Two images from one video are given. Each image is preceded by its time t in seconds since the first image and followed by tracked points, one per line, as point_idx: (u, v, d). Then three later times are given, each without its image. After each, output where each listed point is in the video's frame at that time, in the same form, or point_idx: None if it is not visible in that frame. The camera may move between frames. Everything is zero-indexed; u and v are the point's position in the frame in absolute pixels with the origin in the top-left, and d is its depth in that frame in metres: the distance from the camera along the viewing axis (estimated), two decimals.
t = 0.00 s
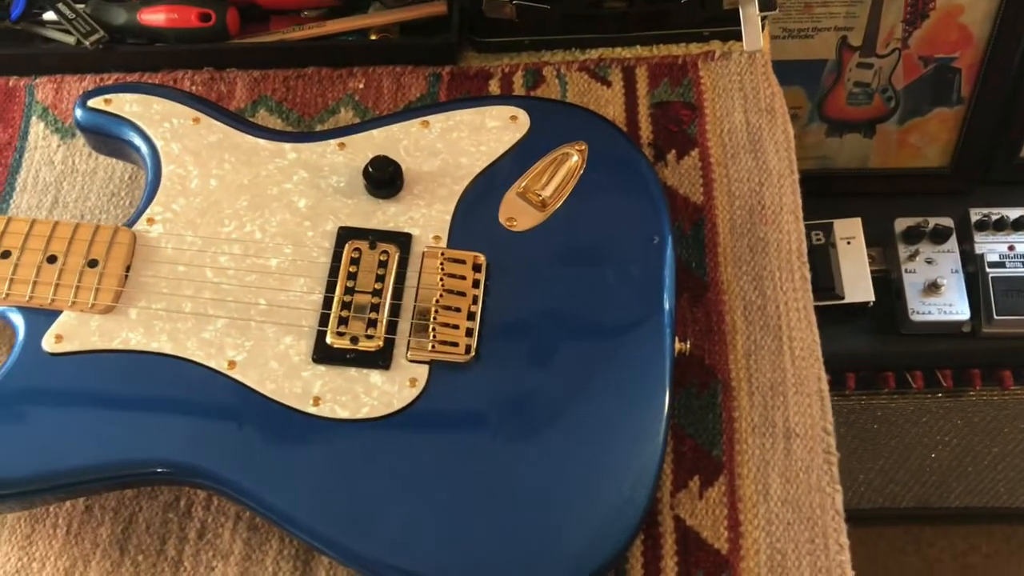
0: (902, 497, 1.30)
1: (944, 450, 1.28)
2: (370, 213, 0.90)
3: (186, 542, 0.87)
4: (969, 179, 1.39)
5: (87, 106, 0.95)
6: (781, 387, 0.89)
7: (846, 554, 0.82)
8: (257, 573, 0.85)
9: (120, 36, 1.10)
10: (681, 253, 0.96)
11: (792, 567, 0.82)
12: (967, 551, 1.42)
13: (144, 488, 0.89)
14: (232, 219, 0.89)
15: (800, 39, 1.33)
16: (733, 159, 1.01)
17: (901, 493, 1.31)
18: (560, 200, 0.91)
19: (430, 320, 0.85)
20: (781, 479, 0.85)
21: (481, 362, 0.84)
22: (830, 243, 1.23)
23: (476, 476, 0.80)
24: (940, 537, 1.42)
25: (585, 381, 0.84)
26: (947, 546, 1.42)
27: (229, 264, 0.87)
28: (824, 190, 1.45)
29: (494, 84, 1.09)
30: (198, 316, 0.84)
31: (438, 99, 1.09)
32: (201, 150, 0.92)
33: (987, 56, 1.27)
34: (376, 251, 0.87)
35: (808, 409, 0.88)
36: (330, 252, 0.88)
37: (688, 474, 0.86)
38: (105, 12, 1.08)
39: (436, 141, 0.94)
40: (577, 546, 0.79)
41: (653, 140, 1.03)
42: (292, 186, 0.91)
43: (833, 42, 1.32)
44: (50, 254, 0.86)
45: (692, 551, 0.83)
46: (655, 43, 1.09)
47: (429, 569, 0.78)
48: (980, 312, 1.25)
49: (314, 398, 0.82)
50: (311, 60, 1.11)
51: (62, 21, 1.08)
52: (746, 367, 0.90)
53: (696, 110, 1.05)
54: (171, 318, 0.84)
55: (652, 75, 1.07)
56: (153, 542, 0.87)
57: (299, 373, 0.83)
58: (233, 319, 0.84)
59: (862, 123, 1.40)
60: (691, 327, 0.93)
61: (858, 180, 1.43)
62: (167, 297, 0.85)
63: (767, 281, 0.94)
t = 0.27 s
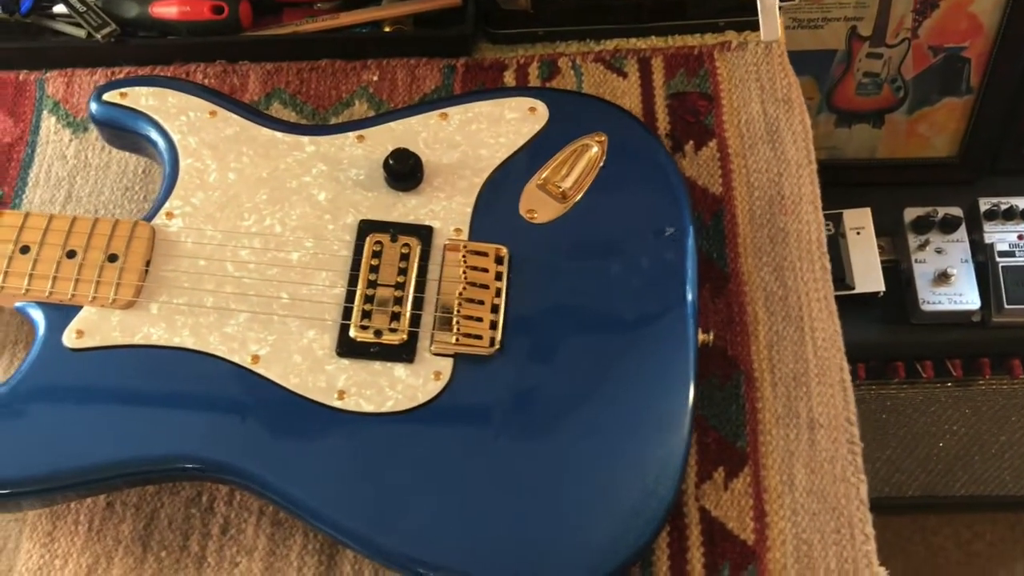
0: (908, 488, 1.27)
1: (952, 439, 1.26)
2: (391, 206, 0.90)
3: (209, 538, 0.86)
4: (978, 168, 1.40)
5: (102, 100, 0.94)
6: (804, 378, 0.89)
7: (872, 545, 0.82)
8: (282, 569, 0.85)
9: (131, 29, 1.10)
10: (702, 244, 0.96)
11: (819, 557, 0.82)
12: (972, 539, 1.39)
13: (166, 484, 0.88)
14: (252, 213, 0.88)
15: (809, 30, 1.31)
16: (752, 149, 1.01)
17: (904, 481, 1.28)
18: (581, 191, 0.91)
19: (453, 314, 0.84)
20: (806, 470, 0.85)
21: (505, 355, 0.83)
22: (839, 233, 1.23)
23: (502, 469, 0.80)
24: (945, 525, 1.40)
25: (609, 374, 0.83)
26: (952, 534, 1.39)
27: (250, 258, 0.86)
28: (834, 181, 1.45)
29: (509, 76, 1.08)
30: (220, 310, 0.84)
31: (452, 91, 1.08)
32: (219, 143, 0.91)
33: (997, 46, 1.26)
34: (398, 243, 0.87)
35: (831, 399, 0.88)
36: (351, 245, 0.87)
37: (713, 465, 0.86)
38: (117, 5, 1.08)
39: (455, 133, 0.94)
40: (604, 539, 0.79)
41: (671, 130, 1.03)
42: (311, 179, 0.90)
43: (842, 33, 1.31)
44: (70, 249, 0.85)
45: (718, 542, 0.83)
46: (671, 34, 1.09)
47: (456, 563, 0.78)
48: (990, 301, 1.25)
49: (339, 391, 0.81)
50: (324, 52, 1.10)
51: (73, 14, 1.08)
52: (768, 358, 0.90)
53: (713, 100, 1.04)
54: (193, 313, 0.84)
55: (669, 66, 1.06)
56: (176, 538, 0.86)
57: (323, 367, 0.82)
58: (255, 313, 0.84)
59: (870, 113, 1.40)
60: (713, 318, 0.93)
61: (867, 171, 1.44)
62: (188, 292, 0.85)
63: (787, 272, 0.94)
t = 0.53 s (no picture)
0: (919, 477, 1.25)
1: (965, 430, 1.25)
2: (426, 202, 0.89)
3: (247, 535, 0.86)
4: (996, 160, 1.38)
5: (133, 95, 0.93)
6: (841, 371, 0.89)
7: (911, 537, 0.82)
8: (321, 566, 0.84)
9: (154, 23, 1.09)
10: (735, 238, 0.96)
11: (860, 550, 0.82)
12: (981, 530, 1.36)
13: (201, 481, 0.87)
14: (287, 208, 0.88)
15: (829, 23, 1.31)
16: (783, 143, 1.00)
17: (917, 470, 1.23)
18: (616, 185, 0.90)
19: (491, 309, 0.84)
20: (845, 463, 0.85)
21: (545, 350, 0.83)
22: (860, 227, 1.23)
23: (544, 464, 0.80)
24: (955, 515, 1.37)
25: (648, 368, 0.83)
26: (962, 524, 1.36)
27: (286, 254, 0.86)
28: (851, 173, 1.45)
29: (537, 69, 1.08)
30: (258, 307, 0.83)
31: (480, 84, 1.07)
32: (251, 139, 0.90)
33: (1017, 38, 1.26)
34: (435, 239, 0.87)
35: (868, 392, 0.88)
36: (388, 241, 0.87)
37: (751, 459, 0.86)
38: None
39: (488, 127, 0.93)
40: (647, 533, 0.79)
41: (701, 124, 1.02)
42: (346, 174, 0.90)
43: (862, 25, 1.31)
44: (104, 246, 0.84)
45: (759, 536, 0.83)
46: (699, 27, 1.08)
47: (500, 558, 0.78)
48: (1008, 293, 1.25)
49: (379, 387, 0.81)
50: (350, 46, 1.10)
51: (96, 9, 1.07)
52: (804, 352, 0.90)
53: (742, 93, 1.04)
54: (230, 310, 0.83)
55: (698, 59, 1.06)
56: (214, 536, 0.86)
57: (363, 363, 0.82)
58: (293, 309, 0.83)
59: (887, 106, 1.39)
60: (748, 312, 0.93)
61: (883, 163, 1.42)
62: (224, 288, 0.84)
63: (821, 266, 0.94)
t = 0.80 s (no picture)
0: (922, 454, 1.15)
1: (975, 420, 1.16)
2: (460, 197, 0.89)
3: (283, 533, 0.85)
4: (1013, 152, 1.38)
5: (163, 91, 0.92)
6: (876, 365, 0.89)
7: (950, 531, 0.82)
8: (359, 563, 0.84)
9: (177, 17, 1.08)
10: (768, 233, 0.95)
11: (900, 544, 0.82)
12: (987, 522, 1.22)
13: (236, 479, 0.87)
14: (321, 204, 0.87)
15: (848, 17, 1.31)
16: (813, 137, 1.00)
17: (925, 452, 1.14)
18: (652, 179, 0.90)
19: (529, 304, 0.84)
20: (882, 458, 0.85)
21: (585, 346, 0.83)
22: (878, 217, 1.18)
23: (585, 460, 0.79)
24: (964, 509, 1.21)
25: (687, 363, 0.83)
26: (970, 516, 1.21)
27: (322, 250, 0.85)
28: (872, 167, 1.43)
29: (564, 64, 1.07)
30: (294, 303, 0.83)
31: (507, 79, 1.07)
32: (283, 134, 0.90)
33: None
34: (471, 235, 0.86)
35: (904, 387, 0.88)
36: (423, 237, 0.87)
37: (789, 454, 0.86)
38: None
39: (521, 122, 0.93)
40: (688, 529, 0.79)
41: (731, 118, 1.02)
42: (379, 169, 0.89)
43: (880, 19, 1.30)
44: (138, 242, 0.84)
45: (798, 530, 0.83)
46: (727, 21, 1.09)
47: (543, 554, 0.77)
48: None
49: (419, 383, 0.81)
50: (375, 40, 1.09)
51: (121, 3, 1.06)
52: (839, 347, 0.90)
53: (772, 87, 1.03)
54: (266, 306, 0.82)
55: (726, 53, 1.05)
56: (249, 534, 0.85)
57: (401, 359, 0.82)
58: (329, 305, 0.83)
59: (904, 100, 1.37)
60: (781, 307, 0.93)
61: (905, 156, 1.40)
62: (260, 285, 0.83)
63: (855, 260, 0.94)
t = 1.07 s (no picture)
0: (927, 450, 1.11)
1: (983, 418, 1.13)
2: (489, 197, 0.88)
3: (313, 536, 0.85)
4: None
5: (188, 91, 0.92)
6: (905, 365, 0.89)
7: (980, 531, 0.83)
8: (391, 566, 0.84)
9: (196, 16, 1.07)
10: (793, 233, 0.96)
11: (931, 544, 0.82)
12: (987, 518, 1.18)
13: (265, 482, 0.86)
14: (350, 205, 0.87)
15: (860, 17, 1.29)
16: (837, 137, 1.00)
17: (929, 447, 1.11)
18: (682, 176, 0.90)
19: (561, 306, 0.83)
20: (912, 457, 0.86)
21: (617, 347, 0.83)
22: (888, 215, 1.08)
23: (619, 461, 0.79)
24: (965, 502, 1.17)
25: (718, 364, 0.83)
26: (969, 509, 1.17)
27: (351, 251, 0.85)
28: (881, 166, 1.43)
29: (586, 64, 1.07)
30: (325, 305, 0.82)
31: (529, 80, 1.07)
32: (310, 134, 0.89)
33: None
34: (501, 236, 0.86)
35: (932, 387, 0.88)
36: (453, 238, 0.86)
37: (819, 454, 0.86)
38: None
39: (548, 122, 0.92)
40: (723, 529, 0.79)
41: (754, 118, 1.02)
42: (408, 170, 0.89)
43: (893, 18, 1.29)
44: (167, 244, 0.83)
45: (830, 530, 0.83)
46: (748, 20, 1.09)
47: (580, 555, 0.77)
48: None
49: (452, 385, 0.80)
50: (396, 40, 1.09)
51: (140, 2, 1.05)
52: (867, 347, 0.90)
53: (794, 87, 1.04)
54: (298, 308, 0.82)
55: (748, 53, 1.05)
56: (279, 537, 0.85)
57: (433, 360, 0.81)
58: (360, 307, 0.83)
59: (915, 101, 1.36)
60: (809, 307, 0.93)
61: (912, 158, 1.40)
62: (291, 286, 0.83)
63: (881, 260, 0.94)
